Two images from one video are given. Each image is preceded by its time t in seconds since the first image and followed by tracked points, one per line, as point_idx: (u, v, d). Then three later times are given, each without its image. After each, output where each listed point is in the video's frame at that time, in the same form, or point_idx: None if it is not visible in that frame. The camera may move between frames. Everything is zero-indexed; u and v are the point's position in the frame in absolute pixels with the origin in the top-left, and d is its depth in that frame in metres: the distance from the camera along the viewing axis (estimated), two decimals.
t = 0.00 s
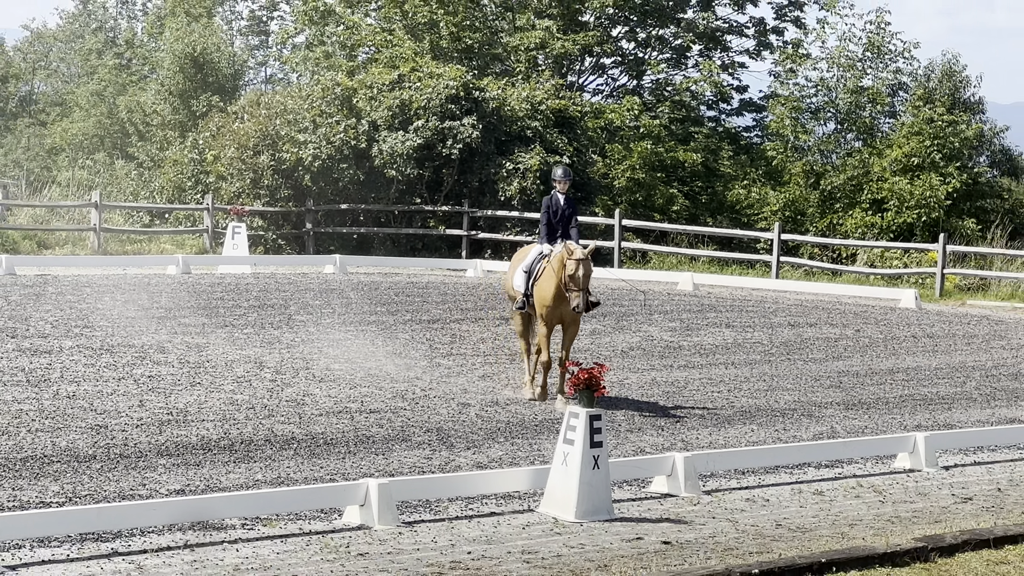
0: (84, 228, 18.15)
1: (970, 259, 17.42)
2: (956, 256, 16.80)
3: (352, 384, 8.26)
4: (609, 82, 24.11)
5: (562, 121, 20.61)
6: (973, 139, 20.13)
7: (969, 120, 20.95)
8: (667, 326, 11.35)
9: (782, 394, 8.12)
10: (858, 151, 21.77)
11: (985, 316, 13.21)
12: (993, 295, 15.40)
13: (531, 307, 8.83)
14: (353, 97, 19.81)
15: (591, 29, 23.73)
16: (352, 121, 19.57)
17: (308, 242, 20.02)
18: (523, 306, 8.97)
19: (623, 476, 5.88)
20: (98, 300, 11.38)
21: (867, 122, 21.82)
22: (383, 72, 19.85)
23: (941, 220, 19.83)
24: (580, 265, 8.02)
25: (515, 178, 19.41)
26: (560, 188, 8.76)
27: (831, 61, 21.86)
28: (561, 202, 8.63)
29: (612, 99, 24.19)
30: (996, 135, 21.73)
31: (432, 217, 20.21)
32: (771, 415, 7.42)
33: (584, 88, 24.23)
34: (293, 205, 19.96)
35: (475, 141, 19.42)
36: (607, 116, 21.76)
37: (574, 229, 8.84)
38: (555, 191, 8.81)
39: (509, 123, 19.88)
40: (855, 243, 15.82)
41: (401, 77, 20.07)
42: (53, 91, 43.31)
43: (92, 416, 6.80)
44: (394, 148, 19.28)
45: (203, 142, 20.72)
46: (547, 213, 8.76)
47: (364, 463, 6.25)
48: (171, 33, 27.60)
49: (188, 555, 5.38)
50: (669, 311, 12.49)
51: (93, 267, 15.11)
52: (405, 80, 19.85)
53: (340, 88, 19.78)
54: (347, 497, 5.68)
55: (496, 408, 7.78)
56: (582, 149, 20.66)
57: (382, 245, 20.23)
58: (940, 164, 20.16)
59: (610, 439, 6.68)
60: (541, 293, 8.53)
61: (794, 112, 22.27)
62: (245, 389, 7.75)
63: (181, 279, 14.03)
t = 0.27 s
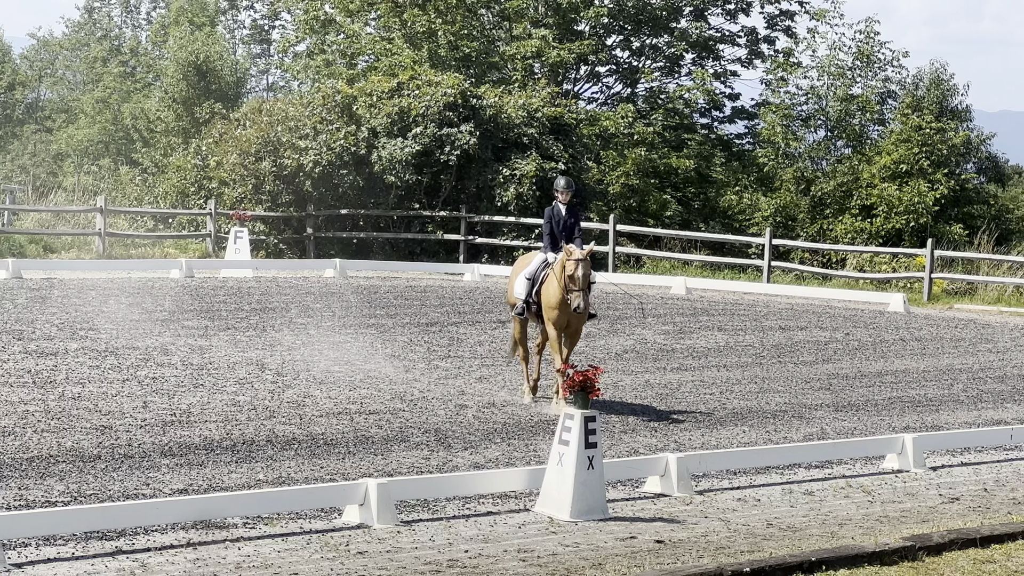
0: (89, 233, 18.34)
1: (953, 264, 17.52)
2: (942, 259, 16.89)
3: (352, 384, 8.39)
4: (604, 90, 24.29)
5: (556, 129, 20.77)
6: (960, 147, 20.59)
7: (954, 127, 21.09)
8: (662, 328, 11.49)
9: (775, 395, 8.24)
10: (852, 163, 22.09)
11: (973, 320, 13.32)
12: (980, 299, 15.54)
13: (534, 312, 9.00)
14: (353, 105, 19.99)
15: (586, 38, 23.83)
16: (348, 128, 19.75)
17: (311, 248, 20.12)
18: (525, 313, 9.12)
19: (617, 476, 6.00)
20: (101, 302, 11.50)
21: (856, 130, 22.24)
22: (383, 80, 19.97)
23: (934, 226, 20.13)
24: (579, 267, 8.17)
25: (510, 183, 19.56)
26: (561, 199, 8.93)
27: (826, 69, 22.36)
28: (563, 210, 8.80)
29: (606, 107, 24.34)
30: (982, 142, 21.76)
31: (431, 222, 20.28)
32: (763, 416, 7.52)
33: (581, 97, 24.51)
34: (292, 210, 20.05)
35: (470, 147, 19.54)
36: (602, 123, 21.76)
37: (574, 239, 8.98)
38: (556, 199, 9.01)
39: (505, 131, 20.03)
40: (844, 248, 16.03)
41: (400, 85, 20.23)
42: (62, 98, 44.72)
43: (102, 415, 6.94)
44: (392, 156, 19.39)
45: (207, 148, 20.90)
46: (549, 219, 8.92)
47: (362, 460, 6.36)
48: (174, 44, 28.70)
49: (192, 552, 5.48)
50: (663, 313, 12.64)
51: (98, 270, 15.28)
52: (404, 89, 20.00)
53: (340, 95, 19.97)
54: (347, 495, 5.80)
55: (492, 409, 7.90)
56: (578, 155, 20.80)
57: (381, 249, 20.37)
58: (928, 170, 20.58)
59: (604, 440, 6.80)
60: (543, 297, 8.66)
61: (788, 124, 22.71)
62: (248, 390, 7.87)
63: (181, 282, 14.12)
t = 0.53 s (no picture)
0: (131, 241, 19.01)
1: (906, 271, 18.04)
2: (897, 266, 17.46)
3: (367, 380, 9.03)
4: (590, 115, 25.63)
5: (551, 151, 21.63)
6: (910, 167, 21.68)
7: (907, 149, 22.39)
8: (647, 328, 12.21)
9: (748, 387, 8.93)
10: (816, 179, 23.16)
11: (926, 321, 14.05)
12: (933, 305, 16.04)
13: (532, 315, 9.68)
14: (366, 128, 20.77)
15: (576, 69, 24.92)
16: (357, 147, 20.57)
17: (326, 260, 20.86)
18: (524, 315, 9.82)
19: (603, 462, 6.67)
20: (131, 306, 12.19)
21: (817, 151, 23.44)
22: (393, 106, 20.83)
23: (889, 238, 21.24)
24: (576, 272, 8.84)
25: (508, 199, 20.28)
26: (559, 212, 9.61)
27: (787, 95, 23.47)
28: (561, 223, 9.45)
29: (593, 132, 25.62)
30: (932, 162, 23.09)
31: (436, 234, 21.02)
32: (735, 408, 8.21)
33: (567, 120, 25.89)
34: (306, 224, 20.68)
35: (470, 165, 20.29)
36: (591, 144, 22.84)
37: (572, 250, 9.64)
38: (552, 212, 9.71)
39: (503, 152, 20.93)
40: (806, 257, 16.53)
41: (409, 110, 21.05)
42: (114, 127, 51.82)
43: (137, 409, 7.56)
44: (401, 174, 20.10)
45: (236, 167, 21.61)
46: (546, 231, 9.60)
47: (375, 449, 7.01)
48: (208, 76, 32.53)
49: (223, 528, 6.21)
50: (649, 315, 13.36)
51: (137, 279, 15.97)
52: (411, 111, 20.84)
53: (355, 120, 20.74)
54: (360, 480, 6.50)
55: (491, 402, 8.59)
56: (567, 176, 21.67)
57: (392, 259, 21.01)
58: (882, 188, 21.74)
59: (592, 429, 7.47)
60: (542, 302, 9.34)
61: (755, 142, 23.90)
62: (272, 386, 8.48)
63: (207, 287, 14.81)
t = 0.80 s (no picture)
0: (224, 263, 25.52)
1: (811, 286, 23.69)
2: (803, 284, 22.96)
3: (396, 368, 11.55)
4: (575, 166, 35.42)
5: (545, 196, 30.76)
6: (815, 206, 31.26)
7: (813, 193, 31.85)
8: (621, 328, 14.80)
9: (695, 378, 11.42)
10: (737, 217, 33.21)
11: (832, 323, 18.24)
12: (831, 313, 22.01)
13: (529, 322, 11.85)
14: (403, 177, 28.79)
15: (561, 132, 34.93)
16: (397, 192, 28.50)
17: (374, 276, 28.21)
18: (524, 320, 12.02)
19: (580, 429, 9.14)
20: (197, 316, 14.79)
21: (743, 195, 33.63)
22: (425, 162, 29.16)
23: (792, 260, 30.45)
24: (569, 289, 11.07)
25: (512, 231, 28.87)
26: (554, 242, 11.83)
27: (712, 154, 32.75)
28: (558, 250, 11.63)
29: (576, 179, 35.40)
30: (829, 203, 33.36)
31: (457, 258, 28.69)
32: (679, 392, 10.66)
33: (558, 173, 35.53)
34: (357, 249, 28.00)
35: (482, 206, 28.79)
36: (574, 190, 32.24)
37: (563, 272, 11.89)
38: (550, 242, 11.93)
39: (507, 195, 29.68)
40: (704, 274, 24.33)
41: (435, 165, 29.55)
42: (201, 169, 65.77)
43: (225, 394, 10.05)
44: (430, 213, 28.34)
45: (303, 208, 28.84)
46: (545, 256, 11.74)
47: (408, 418, 9.48)
48: (284, 133, 43.87)
49: (294, 482, 8.81)
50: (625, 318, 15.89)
51: (226, 292, 20.23)
52: (439, 166, 29.32)
53: (395, 170, 28.76)
54: (395, 443, 8.90)
55: (495, 383, 11.12)
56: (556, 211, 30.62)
57: (422, 276, 28.70)
58: (793, 222, 31.32)
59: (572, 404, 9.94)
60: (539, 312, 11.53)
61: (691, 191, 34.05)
62: (325, 375, 10.98)
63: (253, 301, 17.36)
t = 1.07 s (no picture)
0: (266, 270, 31.04)
1: (765, 290, 28.91)
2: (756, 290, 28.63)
3: (410, 368, 13.66)
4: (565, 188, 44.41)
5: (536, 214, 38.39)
6: (764, 221, 42.73)
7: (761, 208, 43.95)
8: (605, 336, 16.99)
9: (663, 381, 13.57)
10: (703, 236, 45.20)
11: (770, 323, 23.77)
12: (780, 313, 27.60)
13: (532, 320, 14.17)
14: (419, 198, 36.16)
15: (551, 161, 43.43)
16: (413, 213, 35.50)
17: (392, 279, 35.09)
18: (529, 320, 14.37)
19: (565, 409, 11.41)
20: (239, 319, 17.05)
21: (706, 212, 45.90)
22: (436, 187, 36.61)
23: (746, 268, 41.91)
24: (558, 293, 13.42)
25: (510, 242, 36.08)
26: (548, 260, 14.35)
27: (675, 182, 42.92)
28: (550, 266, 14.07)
29: (566, 198, 44.05)
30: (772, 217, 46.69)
31: (463, 266, 35.57)
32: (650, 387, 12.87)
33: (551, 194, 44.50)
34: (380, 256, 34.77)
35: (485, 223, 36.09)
36: (562, 211, 40.95)
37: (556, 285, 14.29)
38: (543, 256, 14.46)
39: (505, 213, 37.20)
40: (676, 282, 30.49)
41: (445, 188, 37.14)
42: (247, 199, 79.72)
43: (272, 380, 12.14)
44: (440, 229, 35.44)
45: (335, 224, 36.16)
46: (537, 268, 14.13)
47: (422, 404, 11.54)
48: (322, 168, 57.47)
49: (326, 457, 10.48)
50: (610, 331, 18.07)
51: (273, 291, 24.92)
52: (448, 190, 36.62)
53: (411, 191, 36.23)
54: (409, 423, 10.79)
55: (496, 377, 13.19)
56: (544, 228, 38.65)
57: (434, 280, 35.46)
58: (750, 235, 42.68)
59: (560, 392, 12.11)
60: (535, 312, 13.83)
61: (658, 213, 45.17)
62: (354, 368, 13.16)
63: (285, 307, 19.95)
